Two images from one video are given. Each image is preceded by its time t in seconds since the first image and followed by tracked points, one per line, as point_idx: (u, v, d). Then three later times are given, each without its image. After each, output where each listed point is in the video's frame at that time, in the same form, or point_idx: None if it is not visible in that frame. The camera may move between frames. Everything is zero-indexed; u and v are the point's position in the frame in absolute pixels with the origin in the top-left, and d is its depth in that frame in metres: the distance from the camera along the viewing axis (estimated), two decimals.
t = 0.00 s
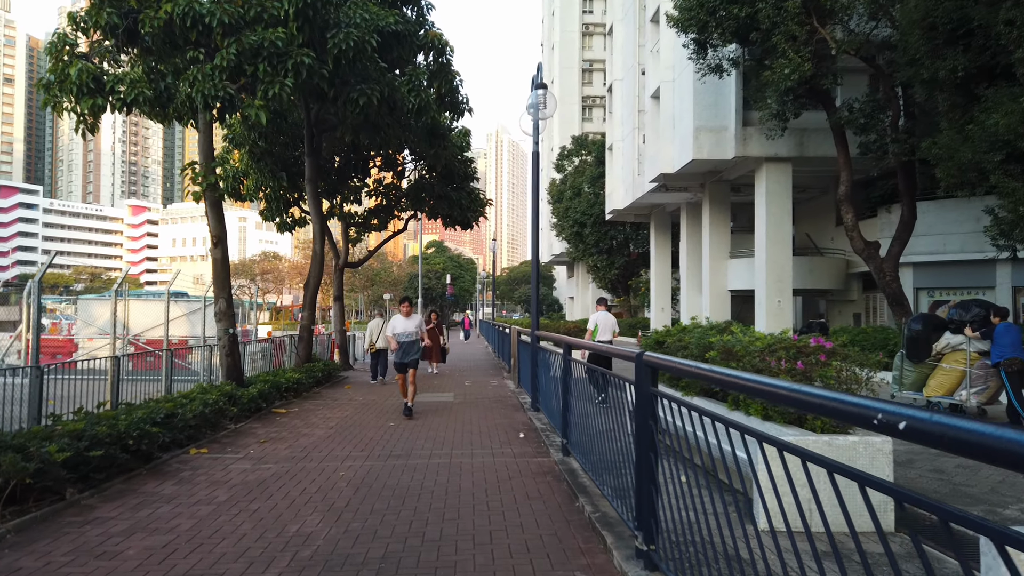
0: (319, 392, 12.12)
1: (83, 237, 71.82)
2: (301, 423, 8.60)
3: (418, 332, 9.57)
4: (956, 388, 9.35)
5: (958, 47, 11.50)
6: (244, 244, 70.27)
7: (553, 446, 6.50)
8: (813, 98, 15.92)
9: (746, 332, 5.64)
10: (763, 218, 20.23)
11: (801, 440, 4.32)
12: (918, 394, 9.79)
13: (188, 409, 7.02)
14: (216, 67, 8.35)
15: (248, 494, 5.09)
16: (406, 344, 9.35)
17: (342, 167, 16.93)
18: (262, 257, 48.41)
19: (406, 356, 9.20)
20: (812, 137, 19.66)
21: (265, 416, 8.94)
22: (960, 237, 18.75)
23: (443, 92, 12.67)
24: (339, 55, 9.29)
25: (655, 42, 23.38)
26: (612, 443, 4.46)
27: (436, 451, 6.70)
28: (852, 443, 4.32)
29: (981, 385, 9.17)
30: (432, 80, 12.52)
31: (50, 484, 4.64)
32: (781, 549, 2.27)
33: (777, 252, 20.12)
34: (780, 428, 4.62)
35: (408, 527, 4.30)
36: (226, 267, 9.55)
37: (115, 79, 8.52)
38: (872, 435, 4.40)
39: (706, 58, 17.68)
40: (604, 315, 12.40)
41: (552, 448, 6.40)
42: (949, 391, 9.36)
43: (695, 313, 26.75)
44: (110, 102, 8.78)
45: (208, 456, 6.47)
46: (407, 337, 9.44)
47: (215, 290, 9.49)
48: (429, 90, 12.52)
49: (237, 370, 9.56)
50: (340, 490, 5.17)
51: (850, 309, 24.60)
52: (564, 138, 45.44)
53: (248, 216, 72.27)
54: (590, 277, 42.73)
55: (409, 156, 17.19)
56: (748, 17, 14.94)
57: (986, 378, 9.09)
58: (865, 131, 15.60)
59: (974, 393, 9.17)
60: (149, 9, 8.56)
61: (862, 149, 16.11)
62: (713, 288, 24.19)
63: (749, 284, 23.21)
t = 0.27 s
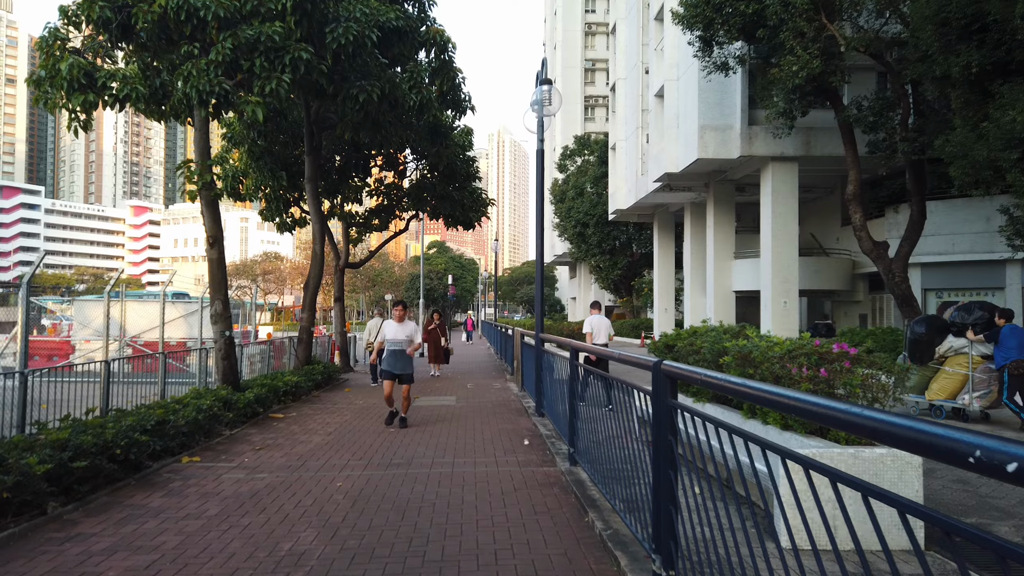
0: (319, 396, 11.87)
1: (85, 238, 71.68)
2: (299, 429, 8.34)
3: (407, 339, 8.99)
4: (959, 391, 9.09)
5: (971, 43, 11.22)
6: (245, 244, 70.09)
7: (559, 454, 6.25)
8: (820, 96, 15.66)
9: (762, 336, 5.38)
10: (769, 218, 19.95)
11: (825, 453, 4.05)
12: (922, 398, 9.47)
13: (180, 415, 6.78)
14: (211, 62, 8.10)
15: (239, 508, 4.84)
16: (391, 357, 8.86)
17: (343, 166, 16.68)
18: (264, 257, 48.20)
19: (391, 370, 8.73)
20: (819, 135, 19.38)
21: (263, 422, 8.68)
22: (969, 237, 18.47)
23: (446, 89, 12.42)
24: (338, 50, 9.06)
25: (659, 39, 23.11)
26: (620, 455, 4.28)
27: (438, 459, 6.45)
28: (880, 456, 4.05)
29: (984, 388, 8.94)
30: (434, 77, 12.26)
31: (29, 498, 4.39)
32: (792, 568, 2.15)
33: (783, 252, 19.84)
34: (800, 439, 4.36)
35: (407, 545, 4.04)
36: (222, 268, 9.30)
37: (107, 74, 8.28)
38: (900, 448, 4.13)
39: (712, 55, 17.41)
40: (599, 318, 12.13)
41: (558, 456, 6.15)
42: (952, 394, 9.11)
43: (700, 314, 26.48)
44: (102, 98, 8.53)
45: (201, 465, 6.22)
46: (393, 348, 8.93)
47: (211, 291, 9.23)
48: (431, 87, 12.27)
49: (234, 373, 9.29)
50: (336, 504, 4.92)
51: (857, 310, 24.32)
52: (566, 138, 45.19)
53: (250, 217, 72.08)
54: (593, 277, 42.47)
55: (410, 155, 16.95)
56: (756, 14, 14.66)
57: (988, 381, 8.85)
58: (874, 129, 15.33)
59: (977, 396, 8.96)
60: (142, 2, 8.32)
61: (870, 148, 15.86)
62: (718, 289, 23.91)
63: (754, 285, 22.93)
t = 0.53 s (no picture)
0: (316, 396, 11.59)
1: (84, 238, 71.47)
2: (293, 430, 8.06)
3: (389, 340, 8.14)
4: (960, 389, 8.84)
5: (984, 33, 10.94)
6: (245, 244, 69.83)
7: (563, 455, 5.98)
8: (827, 91, 15.39)
9: (780, 331, 5.11)
10: (774, 215, 19.68)
11: (854, 455, 3.80)
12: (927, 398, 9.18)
13: (168, 415, 6.49)
14: (201, 49, 7.81)
15: (224, 514, 4.56)
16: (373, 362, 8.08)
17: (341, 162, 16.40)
18: (263, 257, 47.94)
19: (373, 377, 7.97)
20: (824, 132, 19.11)
21: (256, 422, 8.40)
22: (976, 235, 18.18)
23: (446, 81, 12.13)
24: (334, 38, 8.79)
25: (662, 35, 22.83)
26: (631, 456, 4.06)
27: (438, 461, 6.16)
28: (914, 460, 3.80)
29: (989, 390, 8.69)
30: (434, 69, 11.97)
31: None
32: None
33: (788, 250, 19.55)
34: (826, 439, 4.10)
35: (403, 555, 3.76)
36: (215, 264, 9.03)
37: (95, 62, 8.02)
38: (935, 451, 3.88)
39: (716, 50, 17.15)
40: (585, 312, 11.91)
41: (563, 458, 5.87)
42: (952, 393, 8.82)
43: (702, 313, 26.18)
44: (90, 88, 8.26)
45: (188, 468, 5.93)
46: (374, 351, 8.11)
47: (204, 287, 8.93)
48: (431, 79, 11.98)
49: (227, 372, 8.98)
50: (329, 509, 4.64)
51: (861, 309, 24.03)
52: (567, 137, 44.93)
53: (250, 217, 71.87)
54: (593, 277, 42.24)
55: (409, 151, 16.66)
56: (761, 6, 14.39)
57: (988, 379, 8.77)
58: (881, 124, 15.05)
59: (977, 394, 8.89)
60: None
61: (878, 143, 15.59)
62: (721, 288, 23.62)
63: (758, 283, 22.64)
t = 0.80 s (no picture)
0: (315, 400, 11.33)
1: (85, 237, 71.26)
2: (291, 436, 7.80)
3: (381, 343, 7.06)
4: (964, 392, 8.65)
5: (1000, 27, 10.67)
6: (245, 244, 69.61)
7: (570, 464, 5.75)
8: (836, 88, 15.11)
9: (803, 337, 4.85)
10: (780, 215, 19.40)
11: (889, 472, 3.54)
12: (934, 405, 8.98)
13: (160, 423, 6.22)
14: (196, 43, 7.55)
15: (214, 533, 4.29)
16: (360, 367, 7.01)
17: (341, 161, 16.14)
18: (264, 257, 47.70)
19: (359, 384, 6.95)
20: (831, 130, 18.84)
21: (253, 428, 8.15)
22: (987, 234, 17.90)
23: (448, 78, 11.87)
24: (333, 32, 8.52)
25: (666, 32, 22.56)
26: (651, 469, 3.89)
27: (441, 472, 5.89)
28: (953, 478, 3.52)
29: (986, 388, 8.33)
30: (436, 66, 11.71)
31: None
32: None
33: (794, 250, 19.27)
34: (857, 454, 3.84)
35: None
36: (211, 265, 8.76)
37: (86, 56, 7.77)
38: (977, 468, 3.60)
39: (722, 46, 16.89)
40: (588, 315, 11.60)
41: (572, 469, 5.61)
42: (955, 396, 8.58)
43: (706, 314, 25.90)
44: (82, 83, 8.02)
45: (180, 479, 5.66)
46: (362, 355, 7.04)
47: (199, 289, 8.66)
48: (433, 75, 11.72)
49: (222, 376, 8.69)
50: (327, 527, 4.37)
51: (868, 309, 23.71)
52: (569, 136, 44.66)
53: (251, 217, 71.65)
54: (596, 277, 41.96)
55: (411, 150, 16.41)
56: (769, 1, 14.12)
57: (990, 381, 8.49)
58: (891, 121, 14.78)
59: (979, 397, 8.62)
60: None
61: (888, 141, 15.31)
62: (726, 288, 23.32)
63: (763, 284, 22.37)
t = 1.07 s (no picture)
0: (316, 400, 11.08)
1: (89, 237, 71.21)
2: (290, 437, 7.55)
3: (363, 339, 6.26)
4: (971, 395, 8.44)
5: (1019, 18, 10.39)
6: (249, 244, 69.45)
7: (581, 467, 5.51)
8: (847, 83, 14.83)
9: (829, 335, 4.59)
10: (789, 213, 19.11)
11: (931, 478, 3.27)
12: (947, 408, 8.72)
13: (153, 424, 5.98)
14: (192, 31, 7.31)
15: (205, 541, 4.03)
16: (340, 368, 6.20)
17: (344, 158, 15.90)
18: (266, 257, 47.51)
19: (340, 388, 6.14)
20: (841, 127, 18.55)
21: (251, 429, 7.90)
22: (1000, 232, 17.59)
23: (452, 71, 11.61)
24: (334, 21, 8.27)
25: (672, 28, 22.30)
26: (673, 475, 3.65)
27: (446, 476, 5.64)
28: (1001, 485, 3.25)
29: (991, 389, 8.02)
30: (440, 59, 11.46)
31: None
32: None
33: (803, 248, 18.97)
34: (889, 459, 3.59)
35: None
36: (209, 261, 8.52)
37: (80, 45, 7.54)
38: None
39: (730, 40, 16.62)
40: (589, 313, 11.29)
41: (583, 473, 5.36)
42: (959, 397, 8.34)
43: (713, 314, 25.60)
44: (75, 73, 7.78)
45: (171, 483, 5.42)
46: (342, 354, 6.24)
47: (196, 287, 8.41)
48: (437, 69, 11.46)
49: (220, 376, 8.44)
50: (324, 535, 4.12)
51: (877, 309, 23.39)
52: (573, 135, 44.40)
53: (254, 216, 71.50)
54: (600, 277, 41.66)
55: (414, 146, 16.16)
56: None
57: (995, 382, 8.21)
58: (904, 116, 14.50)
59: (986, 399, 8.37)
60: None
61: (900, 137, 15.03)
62: (733, 288, 23.03)
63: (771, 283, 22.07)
